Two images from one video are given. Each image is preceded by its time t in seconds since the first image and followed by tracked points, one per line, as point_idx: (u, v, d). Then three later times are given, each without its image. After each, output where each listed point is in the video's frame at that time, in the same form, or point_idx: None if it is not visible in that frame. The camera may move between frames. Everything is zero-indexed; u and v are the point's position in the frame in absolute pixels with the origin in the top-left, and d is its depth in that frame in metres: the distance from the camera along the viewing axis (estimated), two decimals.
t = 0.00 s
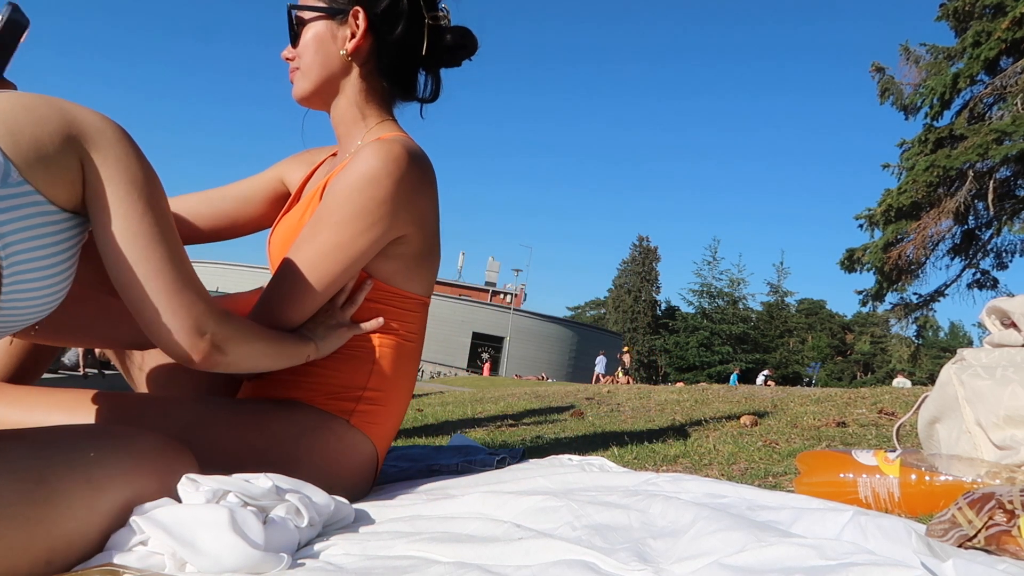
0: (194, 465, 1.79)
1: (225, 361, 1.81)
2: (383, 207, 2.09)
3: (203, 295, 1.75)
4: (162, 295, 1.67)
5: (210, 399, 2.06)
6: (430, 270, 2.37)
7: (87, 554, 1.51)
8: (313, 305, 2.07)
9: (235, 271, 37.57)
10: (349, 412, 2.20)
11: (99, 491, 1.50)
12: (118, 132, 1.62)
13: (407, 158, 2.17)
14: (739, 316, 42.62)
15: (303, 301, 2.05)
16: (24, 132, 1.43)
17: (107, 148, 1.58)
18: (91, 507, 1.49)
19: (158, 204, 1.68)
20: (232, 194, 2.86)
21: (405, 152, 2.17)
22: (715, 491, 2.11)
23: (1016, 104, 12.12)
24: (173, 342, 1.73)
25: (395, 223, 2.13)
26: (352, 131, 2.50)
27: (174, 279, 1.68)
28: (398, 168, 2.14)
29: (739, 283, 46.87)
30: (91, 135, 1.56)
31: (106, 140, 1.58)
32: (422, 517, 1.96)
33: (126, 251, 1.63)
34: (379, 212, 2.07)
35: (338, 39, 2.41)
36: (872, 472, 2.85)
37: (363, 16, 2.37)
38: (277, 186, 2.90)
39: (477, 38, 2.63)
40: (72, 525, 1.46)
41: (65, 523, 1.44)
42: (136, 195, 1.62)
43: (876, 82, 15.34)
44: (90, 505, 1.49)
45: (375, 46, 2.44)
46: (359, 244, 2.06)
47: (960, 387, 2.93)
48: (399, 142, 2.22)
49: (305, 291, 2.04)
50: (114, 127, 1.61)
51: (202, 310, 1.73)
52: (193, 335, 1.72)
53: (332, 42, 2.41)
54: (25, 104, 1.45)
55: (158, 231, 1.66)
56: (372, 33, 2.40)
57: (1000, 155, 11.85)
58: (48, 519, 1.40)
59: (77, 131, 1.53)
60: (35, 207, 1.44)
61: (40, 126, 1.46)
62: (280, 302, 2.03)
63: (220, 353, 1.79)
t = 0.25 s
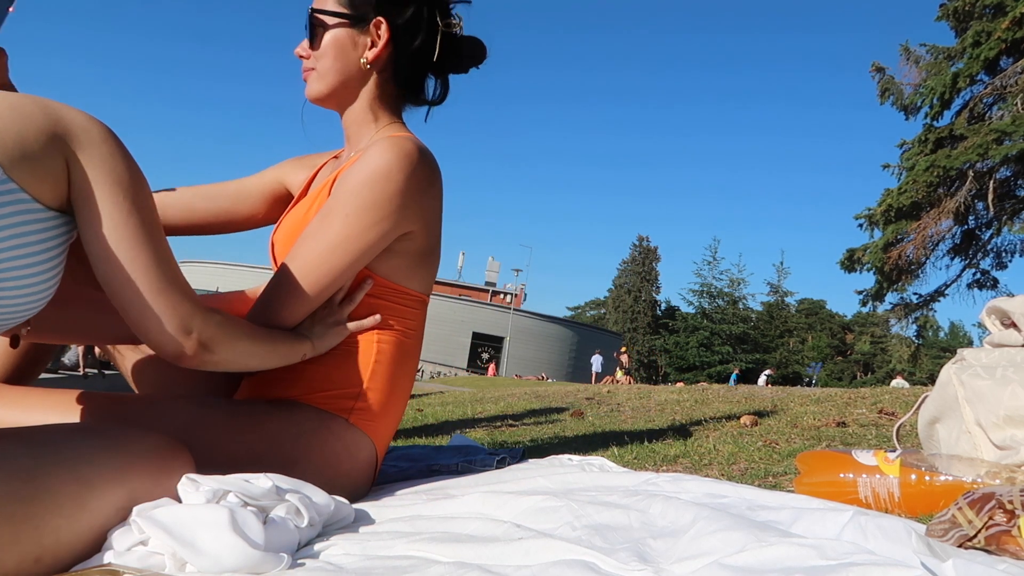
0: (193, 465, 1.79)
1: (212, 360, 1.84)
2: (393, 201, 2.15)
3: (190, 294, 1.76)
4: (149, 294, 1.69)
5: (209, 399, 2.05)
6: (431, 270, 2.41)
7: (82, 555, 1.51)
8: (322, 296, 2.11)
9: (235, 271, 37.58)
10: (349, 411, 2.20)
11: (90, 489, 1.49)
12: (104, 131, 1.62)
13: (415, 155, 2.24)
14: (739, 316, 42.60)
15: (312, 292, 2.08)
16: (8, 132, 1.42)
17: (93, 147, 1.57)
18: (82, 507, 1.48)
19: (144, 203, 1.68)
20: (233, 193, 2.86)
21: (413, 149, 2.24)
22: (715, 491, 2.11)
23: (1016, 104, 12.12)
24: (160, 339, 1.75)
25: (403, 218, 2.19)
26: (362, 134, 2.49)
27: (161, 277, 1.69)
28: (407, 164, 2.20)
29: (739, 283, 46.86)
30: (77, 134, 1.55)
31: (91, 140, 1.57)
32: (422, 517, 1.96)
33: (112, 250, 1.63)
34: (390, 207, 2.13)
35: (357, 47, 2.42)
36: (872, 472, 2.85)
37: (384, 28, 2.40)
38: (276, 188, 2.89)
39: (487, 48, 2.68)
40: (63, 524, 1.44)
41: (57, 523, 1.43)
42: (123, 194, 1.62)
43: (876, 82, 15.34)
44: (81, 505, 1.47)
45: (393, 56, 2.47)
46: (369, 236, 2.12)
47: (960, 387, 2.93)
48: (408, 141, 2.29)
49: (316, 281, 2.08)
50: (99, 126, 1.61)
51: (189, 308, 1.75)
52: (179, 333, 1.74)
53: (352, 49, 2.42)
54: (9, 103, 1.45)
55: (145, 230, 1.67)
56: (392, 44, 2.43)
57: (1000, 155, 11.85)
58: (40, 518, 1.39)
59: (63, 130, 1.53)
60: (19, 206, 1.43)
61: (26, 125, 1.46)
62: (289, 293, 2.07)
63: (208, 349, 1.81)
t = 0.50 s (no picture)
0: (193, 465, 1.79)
1: (216, 343, 1.82)
2: (405, 197, 2.20)
3: (189, 279, 1.76)
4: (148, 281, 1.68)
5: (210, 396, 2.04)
6: (433, 271, 2.44)
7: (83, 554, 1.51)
8: (333, 288, 2.14)
9: (235, 271, 37.58)
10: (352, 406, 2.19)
11: (90, 489, 1.49)
12: (90, 128, 1.62)
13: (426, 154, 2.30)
14: (739, 316, 42.57)
15: (324, 283, 2.12)
16: None
17: (81, 141, 1.58)
18: (80, 506, 1.47)
19: (136, 193, 1.68)
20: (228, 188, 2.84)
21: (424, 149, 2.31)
22: (716, 491, 2.11)
23: (1017, 104, 12.11)
24: (165, 326, 1.73)
25: (413, 215, 2.24)
26: (370, 140, 2.58)
27: (159, 263, 1.68)
28: (418, 161, 2.26)
29: (739, 283, 46.84)
30: (64, 131, 1.55)
31: (78, 134, 1.58)
32: (422, 517, 1.96)
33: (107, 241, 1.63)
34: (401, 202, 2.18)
35: (382, 66, 2.52)
36: (872, 472, 2.84)
37: (411, 53, 2.54)
38: (274, 186, 2.89)
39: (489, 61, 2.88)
40: (62, 524, 1.44)
41: (56, 522, 1.43)
42: (114, 185, 1.62)
43: (877, 82, 15.34)
44: (80, 504, 1.47)
45: (414, 76, 2.60)
46: (381, 229, 2.16)
47: (961, 387, 2.93)
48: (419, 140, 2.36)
49: (328, 273, 2.11)
50: (85, 123, 1.61)
51: (190, 292, 1.75)
52: (183, 317, 1.73)
53: (378, 69, 2.51)
54: None
55: (140, 219, 1.66)
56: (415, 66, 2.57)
57: (1000, 155, 11.85)
58: (40, 517, 1.39)
59: (49, 128, 1.53)
60: (12, 203, 1.43)
61: (13, 125, 1.46)
62: (302, 284, 2.11)
63: (211, 334, 1.81)
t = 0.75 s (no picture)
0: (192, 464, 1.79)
1: (218, 343, 1.83)
2: (401, 193, 2.21)
3: (191, 278, 1.76)
4: (152, 282, 1.68)
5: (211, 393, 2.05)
6: (430, 267, 2.45)
7: (84, 555, 1.51)
8: (331, 286, 2.15)
9: (235, 271, 37.56)
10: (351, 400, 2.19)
11: (90, 489, 1.49)
12: (91, 132, 1.62)
13: (421, 151, 2.31)
14: (739, 316, 42.57)
15: (322, 279, 2.12)
16: None
17: (82, 144, 1.58)
18: (81, 506, 1.48)
19: (138, 196, 1.68)
20: (228, 194, 2.85)
21: (419, 146, 2.32)
22: (715, 491, 2.11)
23: (1016, 104, 12.12)
24: (169, 326, 1.73)
25: (409, 211, 2.25)
26: (366, 142, 2.58)
27: (162, 264, 1.69)
28: (414, 157, 2.27)
29: (739, 283, 46.86)
30: (64, 135, 1.55)
31: (80, 138, 1.58)
32: (422, 516, 1.96)
33: (109, 243, 1.63)
34: (397, 198, 2.18)
35: (376, 77, 2.53)
36: (872, 472, 2.85)
37: (404, 64, 2.55)
38: (272, 193, 2.90)
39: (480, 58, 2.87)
40: (62, 523, 1.44)
41: (56, 521, 1.43)
42: (117, 188, 1.62)
43: (876, 82, 15.35)
44: (80, 504, 1.47)
45: (407, 84, 2.61)
46: (378, 225, 2.16)
47: (960, 387, 2.93)
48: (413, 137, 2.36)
49: (326, 270, 2.12)
50: (86, 127, 1.61)
51: (193, 291, 1.75)
52: (186, 316, 1.74)
53: (370, 80, 2.52)
54: None
55: (141, 220, 1.66)
56: (408, 74, 2.57)
57: (999, 155, 11.85)
58: (40, 516, 1.39)
59: (50, 131, 1.53)
60: (15, 206, 1.43)
61: (14, 129, 1.46)
62: (301, 282, 2.11)
63: (214, 334, 1.81)
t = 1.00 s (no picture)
0: (192, 463, 1.79)
1: (224, 339, 1.82)
2: (400, 192, 2.21)
3: (197, 275, 1.76)
4: (157, 279, 1.68)
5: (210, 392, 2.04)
6: (429, 265, 2.45)
7: (85, 554, 1.51)
8: (331, 284, 2.15)
9: (235, 271, 37.53)
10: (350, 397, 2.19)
11: (90, 490, 1.49)
12: (93, 132, 1.62)
13: (420, 150, 2.31)
14: (739, 316, 42.56)
15: (322, 278, 2.12)
16: None
17: (84, 144, 1.58)
18: (81, 506, 1.48)
19: (142, 196, 1.68)
20: (228, 199, 2.85)
21: (418, 145, 2.32)
22: (715, 491, 2.11)
23: (1017, 104, 12.11)
24: (175, 324, 1.73)
25: (408, 210, 2.25)
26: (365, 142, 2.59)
27: (167, 261, 1.68)
28: (413, 156, 2.27)
29: (739, 283, 46.86)
30: (67, 135, 1.56)
31: (82, 138, 1.58)
32: (422, 517, 1.96)
33: (114, 242, 1.63)
34: (396, 197, 2.18)
35: (368, 79, 2.52)
36: (872, 472, 2.85)
37: (394, 64, 2.55)
38: (271, 196, 2.90)
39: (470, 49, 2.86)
40: (61, 524, 1.44)
41: (55, 522, 1.43)
42: (120, 187, 1.62)
43: (876, 82, 15.34)
44: (80, 504, 1.47)
45: (399, 83, 2.61)
46: (377, 224, 2.16)
47: (960, 387, 2.93)
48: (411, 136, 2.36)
49: (325, 268, 2.12)
50: (89, 127, 1.61)
51: (200, 288, 1.75)
52: (193, 313, 1.73)
53: (363, 82, 2.52)
54: None
55: (146, 219, 1.66)
56: (400, 72, 2.57)
57: (1000, 155, 11.85)
58: (40, 517, 1.39)
59: (52, 132, 1.53)
60: (17, 207, 1.43)
61: (17, 131, 1.46)
62: (300, 280, 2.11)
63: (221, 331, 1.80)
